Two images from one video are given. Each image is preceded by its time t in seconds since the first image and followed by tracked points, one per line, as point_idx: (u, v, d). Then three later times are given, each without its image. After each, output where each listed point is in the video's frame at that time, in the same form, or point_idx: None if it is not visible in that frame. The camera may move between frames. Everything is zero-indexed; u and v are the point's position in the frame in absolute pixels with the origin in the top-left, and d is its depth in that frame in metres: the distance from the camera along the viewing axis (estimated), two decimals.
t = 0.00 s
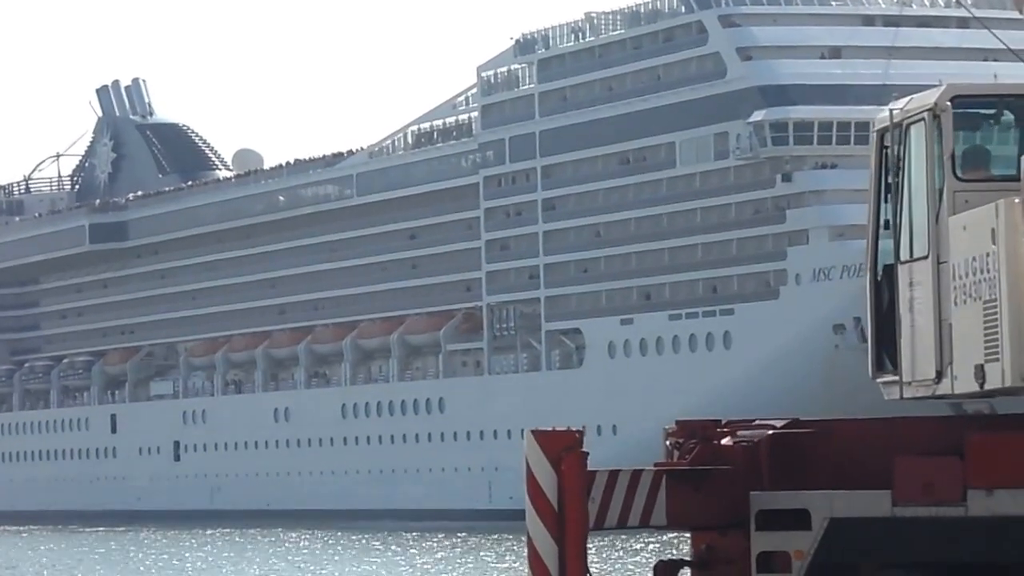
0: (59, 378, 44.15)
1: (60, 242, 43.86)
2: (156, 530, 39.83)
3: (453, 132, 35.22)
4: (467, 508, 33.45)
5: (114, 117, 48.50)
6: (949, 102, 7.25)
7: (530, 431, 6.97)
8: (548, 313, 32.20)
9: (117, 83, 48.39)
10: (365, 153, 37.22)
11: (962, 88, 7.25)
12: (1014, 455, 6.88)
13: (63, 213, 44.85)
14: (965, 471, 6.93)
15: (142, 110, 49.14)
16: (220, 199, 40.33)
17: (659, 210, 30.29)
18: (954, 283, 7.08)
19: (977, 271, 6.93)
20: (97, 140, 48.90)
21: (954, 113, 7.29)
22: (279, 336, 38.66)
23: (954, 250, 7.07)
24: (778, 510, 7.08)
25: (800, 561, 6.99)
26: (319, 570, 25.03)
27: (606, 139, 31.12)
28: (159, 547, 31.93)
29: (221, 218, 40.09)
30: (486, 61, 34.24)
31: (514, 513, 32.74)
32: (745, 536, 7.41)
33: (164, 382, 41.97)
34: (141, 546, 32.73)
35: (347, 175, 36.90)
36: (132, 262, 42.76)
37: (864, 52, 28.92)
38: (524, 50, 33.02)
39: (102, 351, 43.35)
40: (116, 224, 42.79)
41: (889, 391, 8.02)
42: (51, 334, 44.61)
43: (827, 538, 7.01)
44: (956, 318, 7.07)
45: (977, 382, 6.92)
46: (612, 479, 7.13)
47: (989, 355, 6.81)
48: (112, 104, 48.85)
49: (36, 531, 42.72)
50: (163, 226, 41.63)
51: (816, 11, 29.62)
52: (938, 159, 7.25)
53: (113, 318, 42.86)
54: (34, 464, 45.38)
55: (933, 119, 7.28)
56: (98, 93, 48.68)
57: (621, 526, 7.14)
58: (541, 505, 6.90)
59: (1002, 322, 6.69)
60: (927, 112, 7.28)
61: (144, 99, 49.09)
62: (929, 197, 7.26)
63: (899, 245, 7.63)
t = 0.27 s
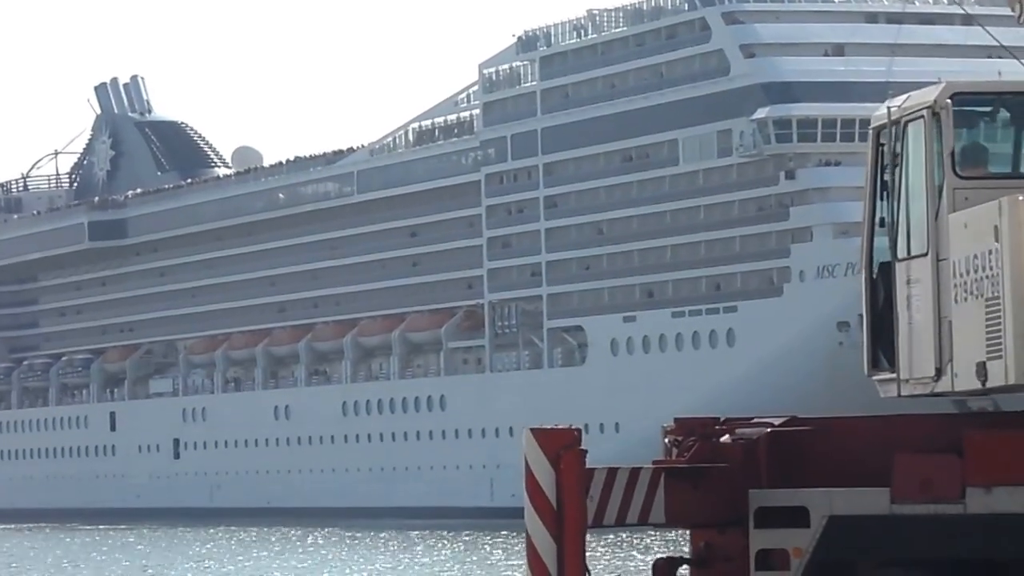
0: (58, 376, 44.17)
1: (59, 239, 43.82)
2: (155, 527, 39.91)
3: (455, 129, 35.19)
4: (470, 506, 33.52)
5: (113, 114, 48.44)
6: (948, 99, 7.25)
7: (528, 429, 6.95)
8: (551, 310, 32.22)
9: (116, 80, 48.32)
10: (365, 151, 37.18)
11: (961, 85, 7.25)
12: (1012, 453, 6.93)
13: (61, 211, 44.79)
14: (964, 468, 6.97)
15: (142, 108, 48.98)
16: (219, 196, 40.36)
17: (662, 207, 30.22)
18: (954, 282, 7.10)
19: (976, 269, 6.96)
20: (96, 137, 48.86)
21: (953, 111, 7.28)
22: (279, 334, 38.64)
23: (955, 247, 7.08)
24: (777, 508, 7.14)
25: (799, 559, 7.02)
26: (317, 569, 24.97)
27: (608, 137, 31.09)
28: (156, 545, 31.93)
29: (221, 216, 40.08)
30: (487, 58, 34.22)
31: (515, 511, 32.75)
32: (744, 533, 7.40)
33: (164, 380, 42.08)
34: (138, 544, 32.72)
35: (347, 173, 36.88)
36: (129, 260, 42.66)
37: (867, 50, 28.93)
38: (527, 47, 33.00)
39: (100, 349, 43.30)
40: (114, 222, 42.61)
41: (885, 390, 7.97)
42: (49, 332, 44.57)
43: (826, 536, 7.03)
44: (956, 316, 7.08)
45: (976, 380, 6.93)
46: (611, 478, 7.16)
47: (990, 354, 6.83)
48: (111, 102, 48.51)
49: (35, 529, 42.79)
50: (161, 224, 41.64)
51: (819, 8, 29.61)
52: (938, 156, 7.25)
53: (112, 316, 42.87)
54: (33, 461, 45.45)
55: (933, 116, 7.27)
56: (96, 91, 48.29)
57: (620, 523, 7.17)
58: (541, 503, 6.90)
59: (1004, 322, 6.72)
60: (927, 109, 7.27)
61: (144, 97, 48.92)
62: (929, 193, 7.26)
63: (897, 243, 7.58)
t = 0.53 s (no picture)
0: (57, 375, 44.11)
1: (58, 238, 43.82)
2: (153, 526, 39.86)
3: (457, 128, 35.23)
4: (472, 505, 33.54)
5: (112, 113, 48.41)
6: (948, 98, 7.22)
7: (528, 428, 7.02)
8: (553, 309, 32.22)
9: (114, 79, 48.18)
10: (366, 149, 37.12)
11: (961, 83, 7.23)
12: (1012, 451, 6.84)
13: (60, 210, 44.74)
14: (963, 466, 6.91)
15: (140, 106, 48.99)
16: (219, 194, 40.31)
17: (666, 205, 30.17)
18: (955, 280, 7.06)
19: (978, 268, 6.93)
20: (94, 136, 48.82)
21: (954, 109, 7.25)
22: (279, 333, 38.63)
23: (957, 246, 7.05)
24: (776, 507, 7.21)
25: (796, 558, 7.08)
26: (316, 569, 24.91)
27: (611, 135, 31.06)
28: (154, 545, 31.86)
29: (221, 214, 40.04)
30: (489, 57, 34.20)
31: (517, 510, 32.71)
32: (743, 533, 7.44)
33: (163, 379, 42.01)
34: (135, 543, 32.64)
35: (349, 171, 36.84)
36: (129, 258, 42.67)
37: (871, 48, 28.96)
38: (529, 45, 32.98)
39: (99, 348, 43.23)
40: (114, 220, 42.60)
41: (881, 389, 7.92)
42: (48, 330, 44.44)
43: (824, 536, 7.07)
44: (957, 315, 7.05)
45: (979, 379, 6.90)
46: (610, 477, 7.18)
47: (993, 352, 6.81)
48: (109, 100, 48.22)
49: (33, 528, 42.73)
50: (161, 222, 41.60)
51: (823, 6, 29.64)
52: (937, 155, 7.22)
53: (110, 314, 42.82)
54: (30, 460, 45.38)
55: (933, 114, 7.24)
56: (94, 90, 48.01)
57: (620, 522, 7.19)
58: (540, 503, 6.98)
59: (1010, 319, 6.70)
60: (927, 108, 7.25)
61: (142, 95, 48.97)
62: (929, 191, 7.23)
63: (896, 241, 7.54)
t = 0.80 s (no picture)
0: (55, 375, 44.09)
1: (57, 237, 43.82)
2: (154, 525, 39.86)
3: (458, 127, 35.17)
4: (473, 505, 33.45)
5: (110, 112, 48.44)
6: (948, 97, 7.20)
7: (526, 427, 6.96)
8: (555, 309, 32.19)
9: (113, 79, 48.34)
10: (367, 148, 37.11)
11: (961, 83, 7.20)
12: (1011, 448, 6.83)
13: (59, 209, 44.71)
14: (961, 466, 6.89)
15: (138, 106, 49.04)
16: (219, 194, 40.29)
17: (669, 204, 30.13)
18: (956, 280, 7.04)
19: (981, 268, 6.91)
20: (93, 135, 48.81)
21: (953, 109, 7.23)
22: (279, 332, 38.63)
23: (957, 246, 7.03)
24: (775, 507, 7.19)
25: (796, 558, 7.07)
26: (315, 569, 24.88)
27: (613, 134, 31.03)
28: (154, 545, 31.85)
29: (221, 214, 40.00)
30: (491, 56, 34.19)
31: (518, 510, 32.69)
32: (741, 532, 7.43)
33: (163, 378, 42.01)
34: (135, 543, 32.62)
35: (351, 170, 36.82)
36: (128, 258, 42.64)
37: (874, 47, 29.06)
38: (531, 44, 32.94)
39: (98, 348, 43.21)
40: (113, 219, 42.58)
41: (877, 389, 7.88)
42: (46, 330, 44.37)
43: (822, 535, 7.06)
44: (958, 315, 7.02)
45: (981, 379, 6.88)
46: (607, 476, 7.17)
47: (996, 352, 6.79)
48: (107, 99, 48.42)
49: (33, 527, 42.72)
50: (160, 222, 41.61)
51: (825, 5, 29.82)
52: (937, 154, 7.20)
53: (109, 314, 42.79)
54: (29, 461, 45.40)
55: (931, 114, 7.22)
56: (93, 88, 48.26)
57: (617, 522, 7.17)
58: (539, 503, 6.93)
59: (1013, 320, 6.68)
60: (926, 108, 7.22)
61: (140, 95, 49.01)
62: (928, 191, 7.21)
63: (891, 242, 7.52)
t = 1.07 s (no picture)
0: (55, 374, 44.06)
1: (57, 237, 43.76)
2: (154, 526, 39.85)
3: (461, 126, 35.10)
4: (475, 504, 33.41)
5: (109, 112, 48.43)
6: (951, 97, 7.14)
7: (527, 426, 6.86)
8: (559, 308, 32.07)
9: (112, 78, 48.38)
10: (369, 147, 37.07)
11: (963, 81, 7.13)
12: (1011, 449, 6.74)
13: (58, 208, 44.63)
14: (963, 466, 6.81)
15: (137, 105, 49.05)
16: (219, 193, 40.26)
17: (673, 203, 30.07)
18: (959, 280, 6.98)
19: (985, 268, 6.85)
20: (92, 135, 48.77)
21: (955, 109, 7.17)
22: (281, 332, 38.51)
23: (961, 245, 6.97)
24: (776, 507, 7.12)
25: (796, 558, 6.99)
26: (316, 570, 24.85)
27: (617, 132, 30.99)
28: (153, 545, 31.83)
29: (221, 213, 39.88)
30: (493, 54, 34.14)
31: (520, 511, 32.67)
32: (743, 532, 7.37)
33: (163, 378, 41.97)
34: (135, 543, 32.61)
35: (353, 169, 36.79)
36: (127, 257, 42.59)
37: (880, 45, 28.91)
38: (535, 43, 32.91)
39: (98, 347, 43.10)
40: (113, 219, 42.56)
41: (875, 390, 7.82)
42: (46, 329, 44.31)
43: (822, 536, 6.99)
44: (962, 316, 6.96)
45: (986, 379, 6.82)
46: (608, 475, 7.10)
47: (1001, 353, 6.74)
48: (106, 97, 48.53)
49: (32, 528, 42.71)
50: (160, 222, 41.59)
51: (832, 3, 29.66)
52: (939, 153, 7.14)
53: (108, 313, 42.70)
54: (27, 461, 45.39)
55: (933, 112, 7.17)
56: (92, 87, 48.32)
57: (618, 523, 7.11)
58: (539, 504, 6.83)
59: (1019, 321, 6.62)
60: (928, 107, 7.17)
61: (139, 94, 49.02)
62: (931, 189, 7.16)
63: (891, 241, 7.45)
